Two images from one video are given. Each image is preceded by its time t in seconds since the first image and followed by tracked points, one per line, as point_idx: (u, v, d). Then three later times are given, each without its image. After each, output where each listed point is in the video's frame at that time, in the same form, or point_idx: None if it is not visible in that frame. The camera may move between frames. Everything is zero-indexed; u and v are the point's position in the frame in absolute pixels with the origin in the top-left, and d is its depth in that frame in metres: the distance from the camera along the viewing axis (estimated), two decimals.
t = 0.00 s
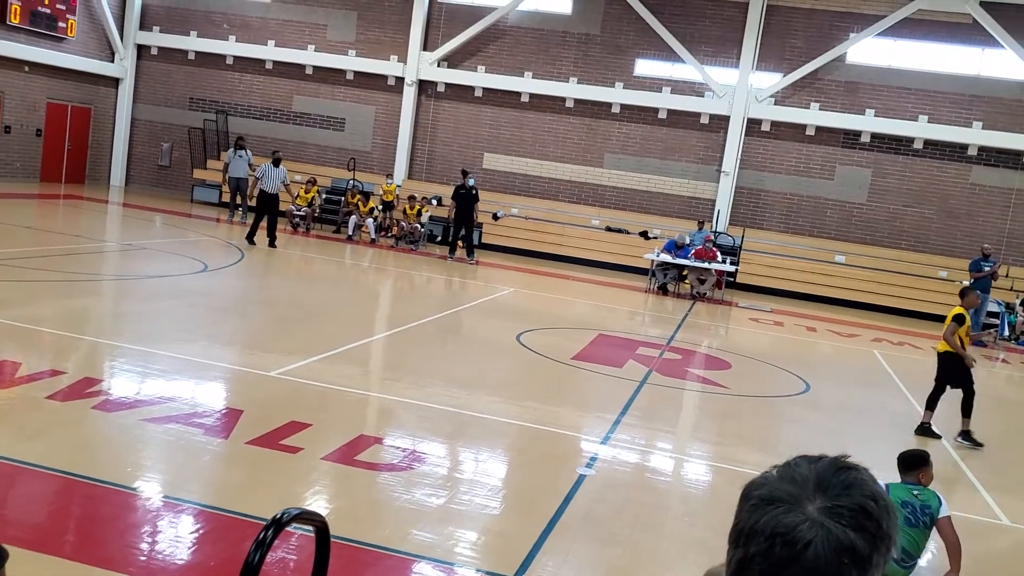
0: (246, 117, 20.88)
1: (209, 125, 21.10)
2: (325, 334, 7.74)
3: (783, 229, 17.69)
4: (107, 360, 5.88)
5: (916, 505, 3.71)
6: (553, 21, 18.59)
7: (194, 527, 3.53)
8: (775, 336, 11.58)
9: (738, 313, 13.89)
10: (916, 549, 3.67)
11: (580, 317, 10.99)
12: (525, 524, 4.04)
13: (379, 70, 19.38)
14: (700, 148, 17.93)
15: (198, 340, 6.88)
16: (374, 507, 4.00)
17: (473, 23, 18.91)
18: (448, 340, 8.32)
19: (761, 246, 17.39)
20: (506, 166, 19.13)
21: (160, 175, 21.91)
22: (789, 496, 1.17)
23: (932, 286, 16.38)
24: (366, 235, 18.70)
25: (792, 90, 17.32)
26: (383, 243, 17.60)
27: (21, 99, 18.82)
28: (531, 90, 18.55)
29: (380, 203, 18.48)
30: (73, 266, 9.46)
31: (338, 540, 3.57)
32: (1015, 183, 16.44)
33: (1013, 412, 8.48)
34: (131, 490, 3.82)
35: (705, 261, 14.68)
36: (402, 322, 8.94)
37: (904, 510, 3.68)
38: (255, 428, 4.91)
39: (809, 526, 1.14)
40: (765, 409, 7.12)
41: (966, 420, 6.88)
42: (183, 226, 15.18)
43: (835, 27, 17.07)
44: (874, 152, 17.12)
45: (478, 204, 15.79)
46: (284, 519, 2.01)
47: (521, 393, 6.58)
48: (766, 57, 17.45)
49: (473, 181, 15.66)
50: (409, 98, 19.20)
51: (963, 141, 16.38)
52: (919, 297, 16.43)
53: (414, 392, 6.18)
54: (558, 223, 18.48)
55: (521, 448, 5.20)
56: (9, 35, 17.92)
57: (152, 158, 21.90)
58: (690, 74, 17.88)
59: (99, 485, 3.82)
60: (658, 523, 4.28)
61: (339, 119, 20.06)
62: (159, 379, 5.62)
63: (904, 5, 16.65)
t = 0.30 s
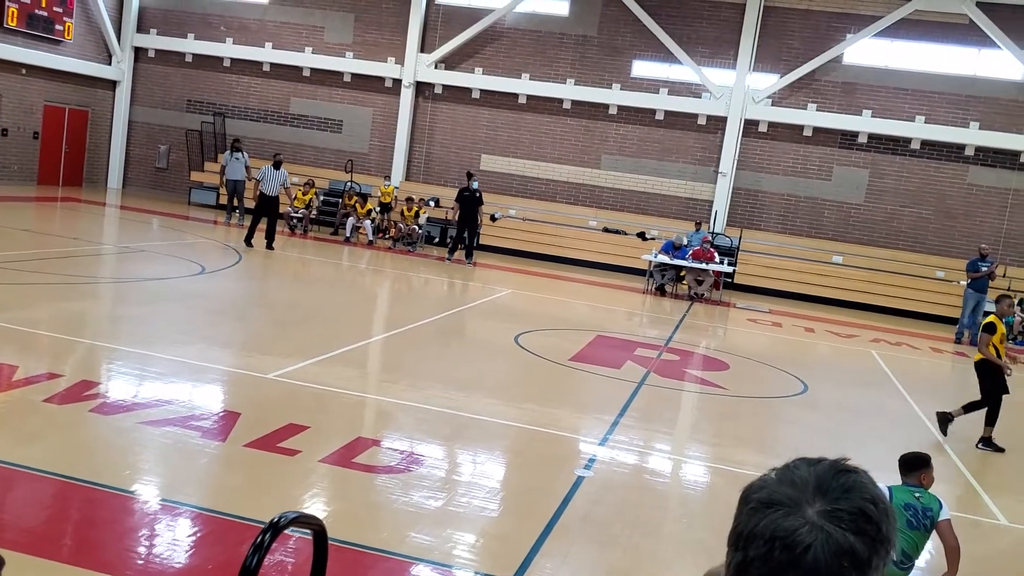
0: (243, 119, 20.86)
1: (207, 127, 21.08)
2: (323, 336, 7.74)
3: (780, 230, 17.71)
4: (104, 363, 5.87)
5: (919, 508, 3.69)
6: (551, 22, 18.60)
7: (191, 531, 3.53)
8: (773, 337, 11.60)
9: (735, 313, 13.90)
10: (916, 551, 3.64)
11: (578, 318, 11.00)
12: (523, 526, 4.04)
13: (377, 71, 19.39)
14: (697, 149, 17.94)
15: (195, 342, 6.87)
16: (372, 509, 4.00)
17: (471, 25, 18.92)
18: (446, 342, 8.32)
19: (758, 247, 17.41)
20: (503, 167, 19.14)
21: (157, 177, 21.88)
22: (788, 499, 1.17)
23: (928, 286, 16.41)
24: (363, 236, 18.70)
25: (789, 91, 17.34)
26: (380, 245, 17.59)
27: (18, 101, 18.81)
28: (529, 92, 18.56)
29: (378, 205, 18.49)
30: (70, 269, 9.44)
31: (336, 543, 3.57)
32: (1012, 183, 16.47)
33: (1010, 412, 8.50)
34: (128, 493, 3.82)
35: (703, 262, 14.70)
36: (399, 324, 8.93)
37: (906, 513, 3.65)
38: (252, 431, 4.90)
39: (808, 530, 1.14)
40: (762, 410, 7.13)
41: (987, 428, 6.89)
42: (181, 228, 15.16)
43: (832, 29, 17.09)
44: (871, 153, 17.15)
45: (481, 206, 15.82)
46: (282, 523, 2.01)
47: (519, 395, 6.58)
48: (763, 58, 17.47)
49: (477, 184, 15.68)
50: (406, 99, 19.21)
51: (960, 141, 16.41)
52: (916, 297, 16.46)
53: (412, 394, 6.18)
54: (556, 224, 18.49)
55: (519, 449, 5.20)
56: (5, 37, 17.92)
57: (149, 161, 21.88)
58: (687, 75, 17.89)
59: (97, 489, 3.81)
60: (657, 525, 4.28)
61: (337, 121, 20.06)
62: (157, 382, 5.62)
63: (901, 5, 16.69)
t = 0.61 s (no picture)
0: (242, 122, 20.86)
1: (206, 131, 21.09)
2: (323, 340, 7.74)
3: (780, 230, 17.71)
4: (105, 367, 5.87)
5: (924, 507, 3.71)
6: (549, 24, 18.61)
7: (193, 535, 3.52)
8: (773, 338, 11.60)
9: (736, 314, 13.90)
10: (919, 551, 3.62)
11: (578, 320, 10.99)
12: (525, 529, 4.03)
13: (375, 74, 19.40)
14: (697, 150, 17.95)
15: (195, 346, 6.87)
16: (374, 513, 4.00)
17: (469, 28, 18.94)
18: (447, 344, 8.31)
19: (758, 248, 17.41)
20: (503, 169, 19.15)
21: (157, 181, 21.90)
22: (794, 504, 1.16)
23: (928, 287, 16.42)
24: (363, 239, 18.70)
25: (788, 91, 17.34)
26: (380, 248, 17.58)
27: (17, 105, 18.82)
28: (527, 94, 18.58)
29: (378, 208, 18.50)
30: (70, 273, 9.43)
31: (338, 547, 3.56)
32: (1011, 183, 16.48)
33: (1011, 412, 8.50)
34: (129, 498, 3.81)
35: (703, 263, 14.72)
36: (400, 326, 8.94)
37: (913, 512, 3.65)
38: (253, 435, 4.90)
39: (815, 534, 1.13)
40: (763, 412, 7.12)
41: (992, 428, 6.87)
42: (180, 232, 15.16)
43: (831, 29, 17.09)
44: (871, 153, 17.16)
45: (482, 209, 15.83)
46: (285, 528, 2.00)
47: (520, 397, 6.58)
48: (762, 58, 17.47)
49: (479, 187, 15.69)
50: (405, 102, 19.22)
51: (959, 141, 16.43)
52: (916, 298, 16.47)
53: (413, 397, 6.18)
54: (556, 226, 18.50)
55: (521, 452, 5.19)
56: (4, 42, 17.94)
57: (148, 165, 21.90)
58: (686, 76, 17.91)
59: (98, 493, 3.81)
60: (658, 527, 4.27)
61: (336, 124, 20.07)
62: (157, 386, 5.61)
63: (899, 6, 16.69)
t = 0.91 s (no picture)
0: (240, 124, 20.85)
1: (204, 133, 21.08)
2: (323, 341, 7.74)
3: (779, 230, 17.72)
4: (104, 370, 5.86)
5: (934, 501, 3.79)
6: (547, 25, 18.61)
7: (193, 537, 3.51)
8: (772, 338, 11.59)
9: (735, 314, 13.90)
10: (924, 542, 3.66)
11: (578, 321, 10.98)
12: (526, 529, 4.03)
13: (374, 76, 19.40)
14: (695, 150, 17.95)
15: (194, 348, 6.86)
16: (375, 513, 3.99)
17: (467, 28, 18.95)
18: (446, 346, 8.31)
19: (757, 248, 17.40)
20: (501, 170, 19.14)
21: (155, 183, 21.88)
22: (802, 501, 1.16)
23: (927, 286, 16.43)
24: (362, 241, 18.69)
25: (787, 91, 17.34)
26: (379, 249, 17.58)
27: (14, 107, 18.80)
28: (526, 95, 18.59)
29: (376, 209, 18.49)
30: (68, 276, 9.42)
31: (339, 548, 3.56)
32: (1010, 182, 16.50)
33: (1010, 411, 8.51)
34: (130, 500, 3.80)
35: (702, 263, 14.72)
36: (399, 328, 8.93)
37: (922, 507, 3.73)
38: (253, 436, 4.89)
39: (822, 531, 1.13)
40: (763, 411, 7.12)
41: None
42: (179, 234, 15.14)
43: (829, 28, 17.09)
44: (869, 153, 17.17)
45: (481, 210, 15.82)
46: (288, 528, 2.00)
47: (520, 398, 6.57)
48: (761, 58, 17.48)
49: (478, 188, 15.68)
50: (404, 104, 19.22)
51: (957, 141, 16.44)
52: (915, 297, 16.48)
53: (412, 398, 6.17)
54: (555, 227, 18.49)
55: (521, 452, 5.19)
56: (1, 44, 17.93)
57: (145, 167, 21.88)
58: (685, 76, 17.92)
59: (99, 495, 3.80)
60: (659, 526, 4.26)
61: (334, 126, 20.08)
62: (157, 388, 5.61)
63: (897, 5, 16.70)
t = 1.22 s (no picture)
0: (241, 126, 20.87)
1: (205, 135, 21.11)
2: (324, 342, 7.75)
3: (780, 230, 17.71)
4: (105, 371, 5.87)
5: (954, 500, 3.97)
6: (548, 25, 18.62)
7: (194, 538, 3.52)
8: (774, 338, 11.59)
9: (736, 315, 13.90)
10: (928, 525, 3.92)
11: (579, 322, 10.98)
12: (527, 530, 4.03)
13: (374, 77, 19.41)
14: (696, 151, 17.96)
15: (196, 349, 6.87)
16: (375, 515, 3.99)
17: (468, 30, 18.96)
18: (447, 346, 8.31)
19: (757, 248, 17.40)
20: (502, 171, 19.15)
21: (157, 184, 21.90)
22: (801, 502, 1.16)
23: (929, 286, 16.42)
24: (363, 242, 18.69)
25: (788, 91, 17.34)
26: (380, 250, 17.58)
27: (16, 109, 18.84)
28: (526, 96, 18.59)
29: (377, 210, 18.50)
30: (70, 278, 9.43)
31: (341, 549, 3.56)
32: (1011, 182, 16.49)
33: (1012, 411, 8.50)
34: (130, 502, 3.81)
35: (703, 263, 14.71)
36: (400, 329, 8.94)
37: (937, 491, 3.94)
38: (255, 438, 4.90)
39: (822, 532, 1.13)
40: (764, 412, 7.11)
41: None
42: (180, 236, 15.16)
43: (830, 29, 17.10)
44: (870, 153, 17.17)
45: (482, 211, 15.81)
46: (289, 529, 2.00)
47: (521, 399, 6.58)
48: (761, 59, 17.49)
49: (479, 189, 15.67)
50: (404, 105, 19.22)
51: (958, 141, 16.44)
52: (917, 297, 16.47)
53: (413, 399, 6.18)
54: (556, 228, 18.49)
55: (522, 453, 5.19)
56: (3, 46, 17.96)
57: (147, 169, 21.91)
58: (685, 77, 17.93)
59: (99, 497, 3.80)
60: (659, 527, 4.27)
61: (335, 127, 20.09)
62: (158, 389, 5.61)
63: (898, 5, 16.69)
